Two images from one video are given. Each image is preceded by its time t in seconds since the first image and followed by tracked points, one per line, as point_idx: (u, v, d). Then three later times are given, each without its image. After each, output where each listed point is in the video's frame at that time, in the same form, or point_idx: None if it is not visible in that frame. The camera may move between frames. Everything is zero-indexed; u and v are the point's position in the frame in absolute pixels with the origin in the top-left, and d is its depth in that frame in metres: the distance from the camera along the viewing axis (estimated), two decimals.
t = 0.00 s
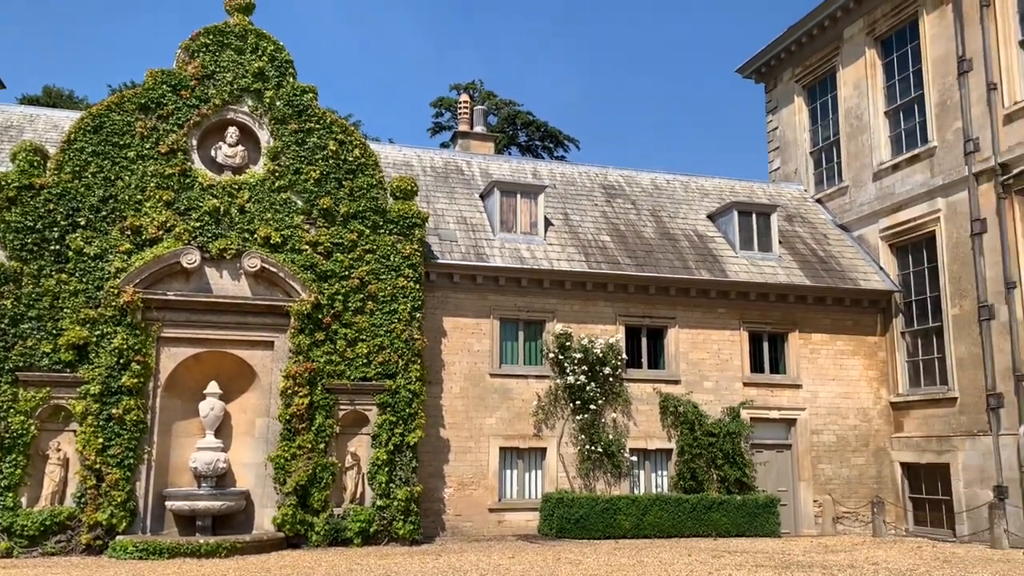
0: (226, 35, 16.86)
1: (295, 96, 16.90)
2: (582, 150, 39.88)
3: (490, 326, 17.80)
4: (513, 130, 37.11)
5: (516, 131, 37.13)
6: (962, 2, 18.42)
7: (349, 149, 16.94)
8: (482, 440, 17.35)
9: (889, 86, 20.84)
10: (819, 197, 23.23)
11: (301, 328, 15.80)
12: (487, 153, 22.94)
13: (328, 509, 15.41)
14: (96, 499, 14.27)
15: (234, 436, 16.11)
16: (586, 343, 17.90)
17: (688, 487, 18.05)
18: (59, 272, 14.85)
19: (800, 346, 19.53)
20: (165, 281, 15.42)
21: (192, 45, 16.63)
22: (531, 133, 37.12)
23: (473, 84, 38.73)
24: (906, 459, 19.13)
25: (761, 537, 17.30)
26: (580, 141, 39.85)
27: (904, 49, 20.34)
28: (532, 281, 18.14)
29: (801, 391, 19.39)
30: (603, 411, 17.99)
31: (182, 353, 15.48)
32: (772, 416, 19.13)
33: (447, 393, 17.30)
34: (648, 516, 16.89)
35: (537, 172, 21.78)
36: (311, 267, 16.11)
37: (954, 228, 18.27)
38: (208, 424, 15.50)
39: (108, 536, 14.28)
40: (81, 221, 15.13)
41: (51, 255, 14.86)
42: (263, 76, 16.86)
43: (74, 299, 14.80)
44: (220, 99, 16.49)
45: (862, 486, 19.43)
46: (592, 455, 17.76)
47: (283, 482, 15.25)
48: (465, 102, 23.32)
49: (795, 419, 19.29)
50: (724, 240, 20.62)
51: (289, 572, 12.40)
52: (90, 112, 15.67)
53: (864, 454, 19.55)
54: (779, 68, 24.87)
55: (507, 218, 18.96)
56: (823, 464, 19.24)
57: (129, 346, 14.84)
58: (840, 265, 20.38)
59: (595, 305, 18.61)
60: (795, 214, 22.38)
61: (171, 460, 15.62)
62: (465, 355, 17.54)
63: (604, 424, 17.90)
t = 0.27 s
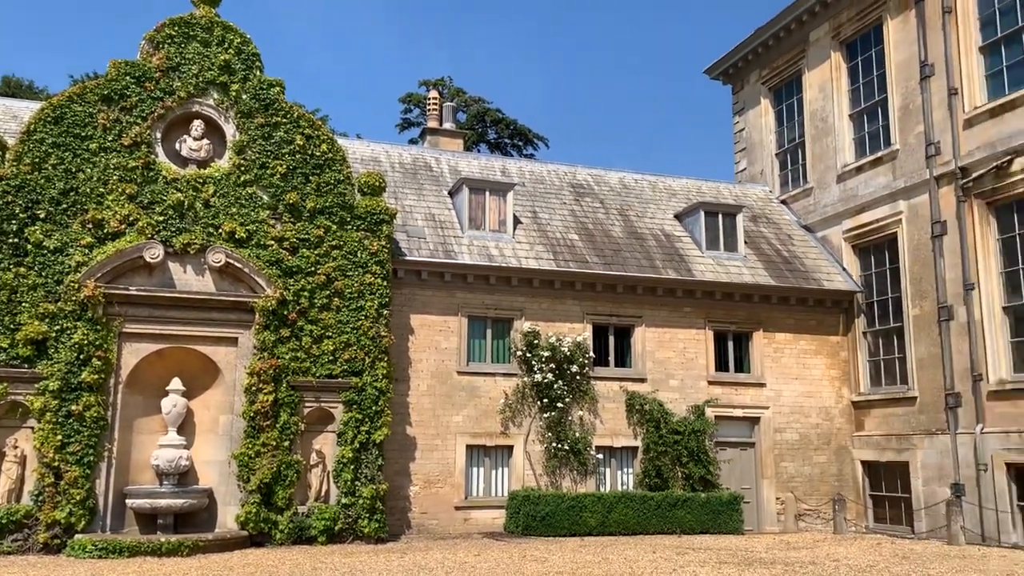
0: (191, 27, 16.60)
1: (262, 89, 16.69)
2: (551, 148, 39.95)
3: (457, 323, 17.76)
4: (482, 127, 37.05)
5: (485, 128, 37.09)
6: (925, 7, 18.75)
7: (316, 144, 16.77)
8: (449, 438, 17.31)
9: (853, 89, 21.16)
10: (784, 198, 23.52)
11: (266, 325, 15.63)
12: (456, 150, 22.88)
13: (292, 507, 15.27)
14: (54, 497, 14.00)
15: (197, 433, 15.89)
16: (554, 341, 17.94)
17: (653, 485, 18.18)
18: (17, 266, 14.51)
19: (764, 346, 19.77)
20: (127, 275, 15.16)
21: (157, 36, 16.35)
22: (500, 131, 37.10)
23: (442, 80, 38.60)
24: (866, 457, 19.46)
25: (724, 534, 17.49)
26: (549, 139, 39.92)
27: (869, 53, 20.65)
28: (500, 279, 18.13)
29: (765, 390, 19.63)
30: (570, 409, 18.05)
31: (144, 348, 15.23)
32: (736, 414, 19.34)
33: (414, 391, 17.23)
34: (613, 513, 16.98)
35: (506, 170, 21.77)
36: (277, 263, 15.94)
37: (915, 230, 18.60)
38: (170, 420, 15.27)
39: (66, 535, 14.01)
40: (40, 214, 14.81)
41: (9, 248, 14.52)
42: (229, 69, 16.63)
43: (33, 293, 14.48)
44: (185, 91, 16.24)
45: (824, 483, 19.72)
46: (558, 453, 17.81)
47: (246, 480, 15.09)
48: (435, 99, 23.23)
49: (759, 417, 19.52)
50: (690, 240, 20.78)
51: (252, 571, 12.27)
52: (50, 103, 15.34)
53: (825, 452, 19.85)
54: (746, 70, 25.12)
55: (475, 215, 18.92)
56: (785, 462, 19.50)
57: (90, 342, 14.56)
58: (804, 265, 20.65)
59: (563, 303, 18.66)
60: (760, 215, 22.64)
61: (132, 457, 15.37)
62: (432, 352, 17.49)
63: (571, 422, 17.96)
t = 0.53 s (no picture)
0: (158, 19, 16.35)
1: (230, 84, 16.49)
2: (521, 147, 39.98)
3: (426, 321, 17.71)
4: (452, 125, 36.98)
5: (456, 126, 37.01)
6: (890, 13, 19.07)
7: (284, 139, 16.60)
8: (417, 437, 17.26)
9: (819, 92, 21.46)
10: (750, 199, 23.78)
11: (231, 322, 15.46)
12: (426, 147, 22.81)
13: (257, 505, 15.13)
14: (12, 496, 13.73)
15: (161, 431, 15.67)
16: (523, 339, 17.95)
17: (620, 483, 18.30)
18: None
19: (730, 345, 19.98)
20: (90, 271, 14.91)
21: (122, 29, 16.07)
22: (470, 129, 37.05)
23: (413, 77, 38.46)
24: (829, 456, 19.77)
25: (689, 532, 17.66)
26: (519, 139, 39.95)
27: (834, 57, 20.96)
28: (469, 277, 18.11)
29: (730, 389, 19.85)
30: (538, 408, 18.09)
31: (106, 345, 14.98)
32: (702, 413, 19.52)
33: (382, 389, 17.15)
34: (580, 511, 17.06)
35: (476, 169, 21.74)
36: (243, 259, 15.77)
37: (878, 232, 18.92)
38: (133, 418, 15.05)
39: (25, 534, 13.75)
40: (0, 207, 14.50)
41: None
42: (196, 63, 16.42)
43: None
44: (151, 85, 16.01)
45: (787, 482, 20.00)
46: (526, 451, 17.84)
47: (211, 478, 14.92)
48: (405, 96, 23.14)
49: (724, 416, 19.72)
50: (658, 240, 20.94)
51: (216, 571, 12.12)
52: (11, 94, 15.03)
53: (789, 451, 20.12)
54: (714, 72, 25.35)
55: (445, 213, 18.88)
56: (750, 460, 19.73)
57: (50, 338, 14.31)
58: (769, 266, 20.90)
59: (532, 302, 18.69)
60: (727, 216, 22.88)
61: (93, 456, 15.12)
62: (400, 350, 17.42)
63: (539, 420, 18.01)
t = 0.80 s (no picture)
0: (129, 16, 16.14)
1: (202, 82, 16.33)
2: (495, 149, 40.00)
3: (399, 322, 17.66)
4: (426, 126, 36.90)
5: (430, 127, 36.94)
6: (860, 22, 19.35)
7: (256, 138, 16.46)
8: (388, 439, 17.20)
9: (790, 99, 21.71)
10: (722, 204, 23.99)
11: (201, 322, 15.30)
12: (400, 148, 22.75)
13: (226, 508, 15.00)
14: None
15: (128, 432, 15.47)
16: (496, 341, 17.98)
17: (591, 485, 18.37)
18: None
19: (701, 348, 20.14)
20: (57, 269, 14.70)
21: (91, 24, 15.85)
22: (445, 130, 37.00)
23: (387, 77, 38.33)
24: (797, 458, 20.00)
25: (660, 534, 17.77)
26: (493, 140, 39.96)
27: (805, 64, 21.22)
28: (443, 279, 18.08)
29: (701, 392, 20.00)
30: (510, 409, 18.11)
31: (73, 345, 14.76)
32: (673, 415, 19.66)
33: (354, 391, 17.07)
34: (551, 513, 17.11)
35: (450, 170, 21.72)
36: (213, 259, 15.62)
37: (847, 237, 19.18)
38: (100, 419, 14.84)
39: None
40: None
41: None
42: (168, 61, 16.24)
43: None
44: (121, 82, 15.81)
45: (756, 484, 20.20)
46: (498, 453, 17.84)
47: (179, 480, 14.76)
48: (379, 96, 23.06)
49: (695, 418, 19.88)
50: (631, 243, 21.06)
51: (184, 573, 12.00)
52: None
53: (758, 453, 20.32)
54: (687, 77, 25.55)
55: (418, 215, 18.84)
56: (720, 462, 19.90)
57: (15, 337, 14.08)
58: (740, 270, 21.11)
59: (505, 304, 18.71)
60: (699, 220, 23.07)
61: (59, 457, 14.89)
62: (372, 352, 17.35)
63: (511, 423, 18.02)
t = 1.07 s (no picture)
0: (102, 15, 15.94)
1: (176, 83, 16.18)
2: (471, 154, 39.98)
3: (373, 327, 17.59)
4: (403, 130, 36.80)
5: (407, 131, 36.84)
6: (833, 33, 19.60)
7: (230, 140, 16.34)
8: (362, 444, 17.10)
9: (764, 108, 21.93)
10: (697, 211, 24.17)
11: (173, 325, 15.14)
12: (377, 152, 22.67)
13: (197, 513, 14.84)
14: None
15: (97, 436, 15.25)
16: (471, 346, 18.00)
17: (565, 491, 18.39)
18: None
19: (675, 355, 20.26)
20: (26, 271, 14.47)
21: (64, 23, 15.64)
22: (421, 134, 36.93)
23: (364, 81, 38.20)
24: (770, 465, 20.16)
25: (633, 539, 17.82)
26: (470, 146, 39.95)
27: (780, 74, 21.45)
28: (418, 283, 18.03)
29: (675, 398, 20.10)
30: (485, 415, 18.08)
31: (42, 347, 14.54)
32: (647, 421, 19.73)
33: (327, 395, 16.96)
34: (525, 519, 17.09)
35: (427, 174, 21.68)
36: (186, 261, 15.47)
37: (819, 246, 19.40)
38: (69, 423, 14.62)
39: None
40: None
41: None
42: (142, 61, 16.07)
43: None
44: (93, 81, 15.62)
45: (729, 490, 20.33)
46: (472, 459, 17.79)
47: (149, 485, 14.58)
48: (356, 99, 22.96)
49: (669, 424, 19.97)
50: (607, 249, 21.14)
51: None
52: None
53: (731, 459, 20.46)
54: (663, 85, 25.72)
55: (394, 219, 18.79)
56: (693, 468, 20.01)
57: None
58: (714, 277, 21.26)
59: (480, 309, 18.69)
60: (674, 227, 23.21)
61: (26, 461, 14.65)
62: (346, 356, 17.25)
63: (486, 428, 17.99)
